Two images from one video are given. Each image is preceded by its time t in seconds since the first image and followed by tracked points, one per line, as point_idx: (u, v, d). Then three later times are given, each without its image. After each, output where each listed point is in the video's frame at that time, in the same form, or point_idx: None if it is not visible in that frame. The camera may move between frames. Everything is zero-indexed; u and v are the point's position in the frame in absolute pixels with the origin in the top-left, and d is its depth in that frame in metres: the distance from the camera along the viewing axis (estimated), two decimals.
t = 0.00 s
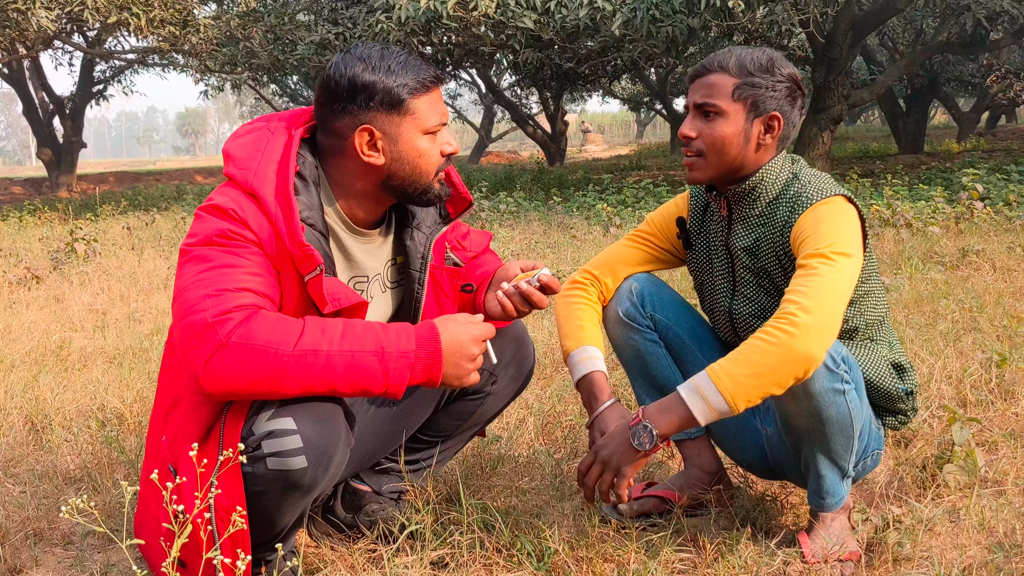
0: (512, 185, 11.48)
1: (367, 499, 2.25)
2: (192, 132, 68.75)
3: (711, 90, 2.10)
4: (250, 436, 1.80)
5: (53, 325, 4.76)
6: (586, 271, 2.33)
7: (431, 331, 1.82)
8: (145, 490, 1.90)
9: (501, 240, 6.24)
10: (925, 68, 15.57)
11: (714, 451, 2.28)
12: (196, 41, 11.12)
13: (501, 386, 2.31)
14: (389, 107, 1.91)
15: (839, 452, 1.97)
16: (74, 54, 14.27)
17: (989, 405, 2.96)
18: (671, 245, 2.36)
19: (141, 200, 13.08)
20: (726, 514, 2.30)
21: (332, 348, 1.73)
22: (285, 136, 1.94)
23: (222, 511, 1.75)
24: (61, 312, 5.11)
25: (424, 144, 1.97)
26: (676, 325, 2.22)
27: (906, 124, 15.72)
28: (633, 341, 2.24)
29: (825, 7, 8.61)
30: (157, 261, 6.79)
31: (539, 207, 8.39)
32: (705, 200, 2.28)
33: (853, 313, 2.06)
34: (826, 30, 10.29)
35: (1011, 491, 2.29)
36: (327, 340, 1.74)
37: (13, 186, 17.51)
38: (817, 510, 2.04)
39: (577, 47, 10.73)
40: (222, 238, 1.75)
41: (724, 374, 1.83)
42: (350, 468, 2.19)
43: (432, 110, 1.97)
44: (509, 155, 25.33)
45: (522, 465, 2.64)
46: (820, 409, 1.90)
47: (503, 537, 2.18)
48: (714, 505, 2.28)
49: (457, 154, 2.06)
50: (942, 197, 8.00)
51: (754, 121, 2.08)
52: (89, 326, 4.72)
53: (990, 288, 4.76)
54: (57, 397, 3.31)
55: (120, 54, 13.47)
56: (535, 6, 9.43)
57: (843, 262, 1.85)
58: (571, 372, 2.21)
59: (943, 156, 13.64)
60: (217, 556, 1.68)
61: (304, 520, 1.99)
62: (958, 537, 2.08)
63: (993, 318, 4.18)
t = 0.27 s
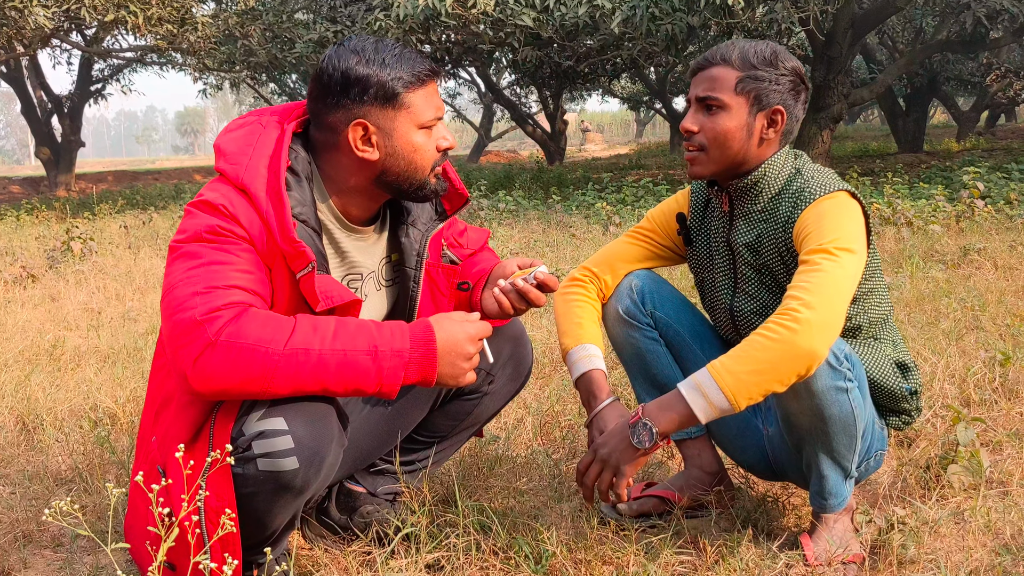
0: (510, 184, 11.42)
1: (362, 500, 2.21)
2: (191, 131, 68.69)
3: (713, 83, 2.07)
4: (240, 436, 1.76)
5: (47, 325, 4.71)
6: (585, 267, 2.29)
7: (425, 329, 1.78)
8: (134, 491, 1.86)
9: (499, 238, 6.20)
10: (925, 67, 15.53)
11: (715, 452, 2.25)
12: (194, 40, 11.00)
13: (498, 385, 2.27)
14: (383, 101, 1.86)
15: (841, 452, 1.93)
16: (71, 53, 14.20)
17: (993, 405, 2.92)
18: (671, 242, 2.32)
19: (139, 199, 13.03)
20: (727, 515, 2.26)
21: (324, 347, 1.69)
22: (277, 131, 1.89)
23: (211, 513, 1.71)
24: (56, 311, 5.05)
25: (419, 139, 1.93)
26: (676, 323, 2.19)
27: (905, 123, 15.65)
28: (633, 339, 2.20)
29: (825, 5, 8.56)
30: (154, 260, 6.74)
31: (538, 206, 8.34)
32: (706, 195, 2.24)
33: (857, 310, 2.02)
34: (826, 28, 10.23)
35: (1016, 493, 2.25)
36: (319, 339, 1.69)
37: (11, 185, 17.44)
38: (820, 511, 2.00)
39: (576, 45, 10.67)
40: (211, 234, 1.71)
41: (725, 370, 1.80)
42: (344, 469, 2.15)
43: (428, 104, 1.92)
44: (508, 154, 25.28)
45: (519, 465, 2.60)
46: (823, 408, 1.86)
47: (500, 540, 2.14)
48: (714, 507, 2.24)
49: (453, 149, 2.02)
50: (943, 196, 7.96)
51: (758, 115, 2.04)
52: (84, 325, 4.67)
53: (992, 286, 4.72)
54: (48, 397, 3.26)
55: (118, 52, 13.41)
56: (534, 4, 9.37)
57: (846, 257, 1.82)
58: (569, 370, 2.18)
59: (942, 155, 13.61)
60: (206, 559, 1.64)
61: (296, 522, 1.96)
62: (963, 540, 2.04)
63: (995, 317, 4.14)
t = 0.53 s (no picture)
0: (509, 184, 11.38)
1: (356, 503, 2.17)
2: (189, 131, 68.62)
3: (715, 78, 2.03)
4: (230, 439, 1.72)
5: (41, 325, 4.67)
6: (584, 266, 2.25)
7: (420, 329, 1.74)
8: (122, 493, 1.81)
9: (497, 238, 6.16)
10: (924, 67, 15.50)
11: (715, 454, 2.21)
12: (192, 39, 10.95)
13: (495, 387, 2.23)
14: (378, 96, 1.82)
15: (844, 453, 1.89)
16: (69, 52, 14.15)
17: (996, 405, 2.89)
18: (671, 239, 2.29)
19: (137, 198, 12.99)
20: (727, 519, 2.22)
21: (316, 348, 1.65)
22: (269, 126, 1.84)
23: (200, 517, 1.67)
24: (50, 311, 5.01)
25: (415, 135, 1.88)
26: (676, 322, 2.15)
27: (904, 122, 15.60)
28: (632, 338, 2.16)
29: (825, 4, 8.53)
30: (150, 260, 6.70)
31: (537, 206, 8.30)
32: (707, 193, 2.20)
33: (860, 310, 1.99)
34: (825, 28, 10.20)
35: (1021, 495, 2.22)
36: (311, 340, 1.65)
37: (9, 185, 17.39)
38: (821, 513, 1.97)
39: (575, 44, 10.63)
40: (201, 232, 1.66)
41: (726, 369, 1.76)
42: (338, 471, 2.11)
43: (423, 100, 1.88)
44: (507, 154, 25.25)
45: (516, 467, 2.56)
46: (825, 408, 1.83)
47: (497, 544, 2.10)
48: (715, 510, 2.20)
49: (449, 145, 1.98)
50: (943, 195, 7.92)
51: (760, 110, 2.01)
52: (78, 325, 4.63)
53: (993, 286, 4.69)
54: (40, 397, 3.22)
55: (116, 52, 13.37)
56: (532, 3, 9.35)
57: (849, 255, 1.78)
58: (568, 370, 2.14)
59: (942, 155, 13.58)
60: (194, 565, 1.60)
61: (289, 526, 1.91)
62: (969, 543, 2.00)
63: (997, 317, 4.10)
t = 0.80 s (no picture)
0: (509, 184, 11.33)
1: (353, 506, 2.14)
2: (188, 131, 68.58)
3: (719, 74, 1.99)
4: (224, 441, 1.68)
5: (36, 325, 4.64)
6: (585, 265, 2.21)
7: (417, 330, 1.70)
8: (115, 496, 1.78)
9: (496, 237, 6.13)
10: (924, 67, 15.47)
11: (717, 456, 2.18)
12: (190, 39, 10.89)
13: (494, 388, 2.19)
14: (375, 93, 1.76)
15: (848, 455, 1.86)
16: (67, 52, 14.11)
17: (1001, 407, 2.85)
18: (673, 238, 2.26)
19: (135, 198, 12.96)
20: (729, 522, 2.18)
21: (311, 349, 1.61)
22: (264, 123, 1.79)
23: (193, 521, 1.63)
24: (46, 311, 4.97)
25: (413, 132, 1.82)
26: (678, 321, 2.12)
27: (904, 123, 15.56)
28: (634, 339, 2.13)
29: (825, 3, 8.49)
30: (147, 260, 6.66)
31: (536, 206, 8.26)
32: (710, 191, 2.17)
33: (865, 310, 1.96)
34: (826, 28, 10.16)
35: None
36: (306, 340, 1.61)
37: (7, 185, 17.34)
38: (825, 516, 1.94)
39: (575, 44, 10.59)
40: (193, 230, 1.61)
41: (729, 369, 1.73)
42: (334, 473, 2.08)
43: (421, 96, 1.82)
44: (506, 154, 25.23)
45: (516, 469, 2.53)
46: (829, 409, 1.79)
47: (495, 548, 2.06)
48: (717, 513, 2.17)
49: (447, 143, 1.92)
50: (943, 194, 7.89)
51: (765, 107, 1.97)
52: (74, 325, 4.59)
53: (995, 286, 4.65)
54: (34, 399, 3.18)
55: (114, 51, 13.33)
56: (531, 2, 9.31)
57: (856, 254, 1.75)
58: (569, 371, 2.10)
59: (941, 155, 13.55)
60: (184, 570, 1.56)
61: (284, 530, 1.88)
62: (976, 548, 1.97)
63: (1000, 317, 4.07)
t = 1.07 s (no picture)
0: (508, 184, 11.30)
1: (351, 507, 2.11)
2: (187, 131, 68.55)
3: (725, 69, 1.97)
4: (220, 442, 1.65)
5: (33, 325, 4.60)
6: (587, 262, 2.19)
7: (416, 330, 1.67)
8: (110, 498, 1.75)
9: (496, 237, 6.11)
10: (924, 66, 15.45)
11: (719, 456, 2.17)
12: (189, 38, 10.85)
13: (493, 389, 2.17)
14: (374, 89, 1.73)
15: (852, 455, 1.83)
16: (65, 51, 14.07)
17: (1004, 407, 2.83)
18: (676, 236, 2.23)
19: (134, 198, 12.93)
20: (731, 523, 2.16)
21: (308, 349, 1.58)
22: (261, 119, 1.76)
23: (188, 523, 1.61)
24: (43, 311, 4.94)
25: (412, 130, 1.79)
26: (681, 320, 2.09)
27: (904, 122, 15.54)
28: (636, 338, 2.10)
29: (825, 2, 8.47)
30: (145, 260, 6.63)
31: (535, 205, 8.24)
32: (714, 189, 2.14)
33: (870, 309, 1.93)
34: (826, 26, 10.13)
35: None
36: (302, 341, 1.59)
37: (5, 185, 17.31)
38: (828, 518, 1.91)
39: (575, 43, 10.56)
40: (189, 228, 1.58)
41: (734, 368, 1.70)
42: (331, 473, 2.05)
43: (421, 93, 1.79)
44: (506, 154, 25.19)
45: (515, 470, 2.50)
46: (833, 409, 1.77)
47: (495, 550, 2.03)
48: (719, 514, 2.15)
49: (447, 140, 1.89)
50: (944, 194, 7.87)
51: (771, 104, 1.95)
52: (70, 325, 4.57)
53: (997, 285, 4.64)
54: (29, 399, 3.15)
55: (113, 51, 13.30)
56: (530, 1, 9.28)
57: (862, 252, 1.73)
58: (571, 370, 2.07)
59: (941, 154, 13.54)
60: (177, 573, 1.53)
61: (280, 532, 1.85)
62: (982, 550, 1.95)
63: (1002, 317, 4.05)
